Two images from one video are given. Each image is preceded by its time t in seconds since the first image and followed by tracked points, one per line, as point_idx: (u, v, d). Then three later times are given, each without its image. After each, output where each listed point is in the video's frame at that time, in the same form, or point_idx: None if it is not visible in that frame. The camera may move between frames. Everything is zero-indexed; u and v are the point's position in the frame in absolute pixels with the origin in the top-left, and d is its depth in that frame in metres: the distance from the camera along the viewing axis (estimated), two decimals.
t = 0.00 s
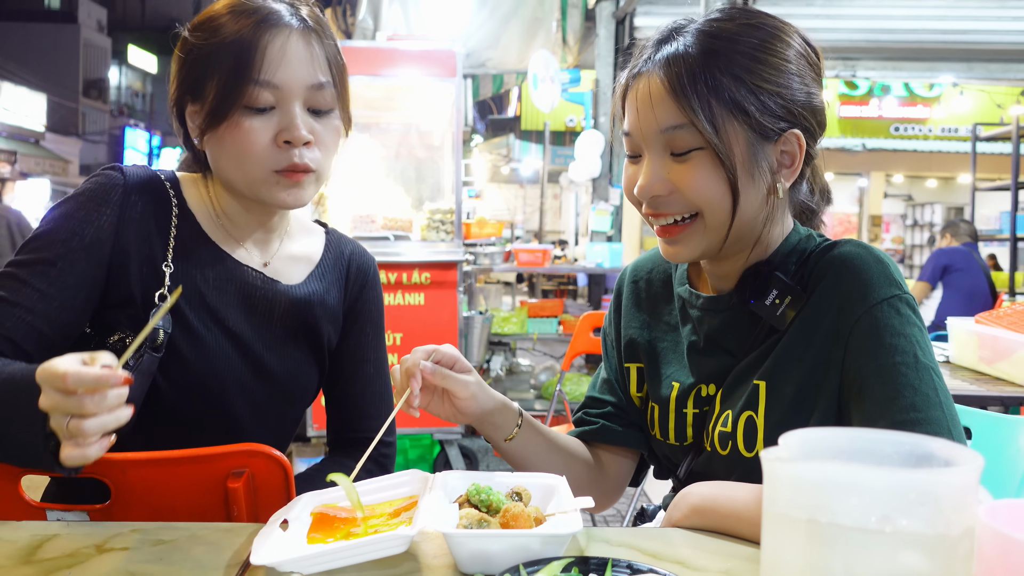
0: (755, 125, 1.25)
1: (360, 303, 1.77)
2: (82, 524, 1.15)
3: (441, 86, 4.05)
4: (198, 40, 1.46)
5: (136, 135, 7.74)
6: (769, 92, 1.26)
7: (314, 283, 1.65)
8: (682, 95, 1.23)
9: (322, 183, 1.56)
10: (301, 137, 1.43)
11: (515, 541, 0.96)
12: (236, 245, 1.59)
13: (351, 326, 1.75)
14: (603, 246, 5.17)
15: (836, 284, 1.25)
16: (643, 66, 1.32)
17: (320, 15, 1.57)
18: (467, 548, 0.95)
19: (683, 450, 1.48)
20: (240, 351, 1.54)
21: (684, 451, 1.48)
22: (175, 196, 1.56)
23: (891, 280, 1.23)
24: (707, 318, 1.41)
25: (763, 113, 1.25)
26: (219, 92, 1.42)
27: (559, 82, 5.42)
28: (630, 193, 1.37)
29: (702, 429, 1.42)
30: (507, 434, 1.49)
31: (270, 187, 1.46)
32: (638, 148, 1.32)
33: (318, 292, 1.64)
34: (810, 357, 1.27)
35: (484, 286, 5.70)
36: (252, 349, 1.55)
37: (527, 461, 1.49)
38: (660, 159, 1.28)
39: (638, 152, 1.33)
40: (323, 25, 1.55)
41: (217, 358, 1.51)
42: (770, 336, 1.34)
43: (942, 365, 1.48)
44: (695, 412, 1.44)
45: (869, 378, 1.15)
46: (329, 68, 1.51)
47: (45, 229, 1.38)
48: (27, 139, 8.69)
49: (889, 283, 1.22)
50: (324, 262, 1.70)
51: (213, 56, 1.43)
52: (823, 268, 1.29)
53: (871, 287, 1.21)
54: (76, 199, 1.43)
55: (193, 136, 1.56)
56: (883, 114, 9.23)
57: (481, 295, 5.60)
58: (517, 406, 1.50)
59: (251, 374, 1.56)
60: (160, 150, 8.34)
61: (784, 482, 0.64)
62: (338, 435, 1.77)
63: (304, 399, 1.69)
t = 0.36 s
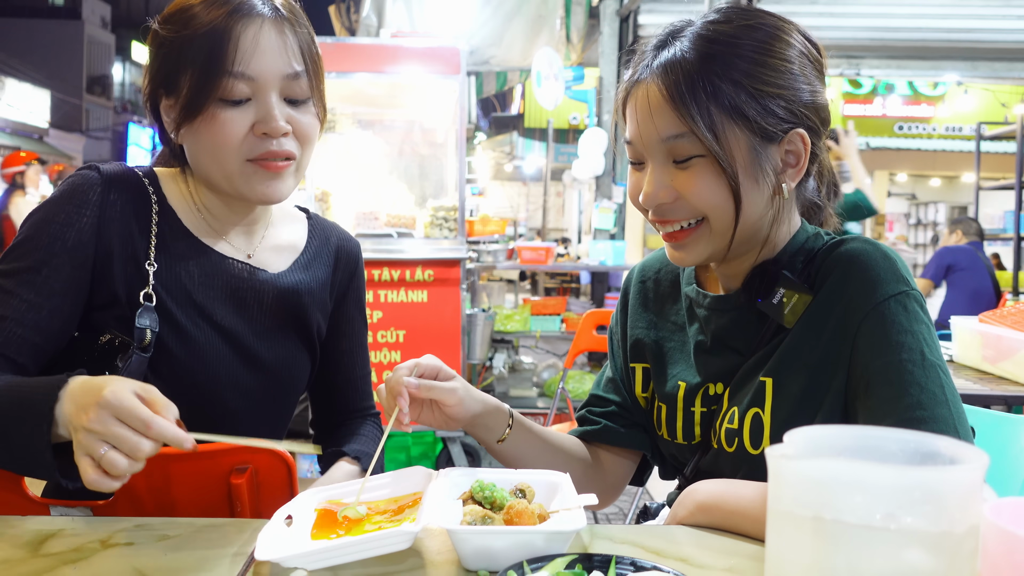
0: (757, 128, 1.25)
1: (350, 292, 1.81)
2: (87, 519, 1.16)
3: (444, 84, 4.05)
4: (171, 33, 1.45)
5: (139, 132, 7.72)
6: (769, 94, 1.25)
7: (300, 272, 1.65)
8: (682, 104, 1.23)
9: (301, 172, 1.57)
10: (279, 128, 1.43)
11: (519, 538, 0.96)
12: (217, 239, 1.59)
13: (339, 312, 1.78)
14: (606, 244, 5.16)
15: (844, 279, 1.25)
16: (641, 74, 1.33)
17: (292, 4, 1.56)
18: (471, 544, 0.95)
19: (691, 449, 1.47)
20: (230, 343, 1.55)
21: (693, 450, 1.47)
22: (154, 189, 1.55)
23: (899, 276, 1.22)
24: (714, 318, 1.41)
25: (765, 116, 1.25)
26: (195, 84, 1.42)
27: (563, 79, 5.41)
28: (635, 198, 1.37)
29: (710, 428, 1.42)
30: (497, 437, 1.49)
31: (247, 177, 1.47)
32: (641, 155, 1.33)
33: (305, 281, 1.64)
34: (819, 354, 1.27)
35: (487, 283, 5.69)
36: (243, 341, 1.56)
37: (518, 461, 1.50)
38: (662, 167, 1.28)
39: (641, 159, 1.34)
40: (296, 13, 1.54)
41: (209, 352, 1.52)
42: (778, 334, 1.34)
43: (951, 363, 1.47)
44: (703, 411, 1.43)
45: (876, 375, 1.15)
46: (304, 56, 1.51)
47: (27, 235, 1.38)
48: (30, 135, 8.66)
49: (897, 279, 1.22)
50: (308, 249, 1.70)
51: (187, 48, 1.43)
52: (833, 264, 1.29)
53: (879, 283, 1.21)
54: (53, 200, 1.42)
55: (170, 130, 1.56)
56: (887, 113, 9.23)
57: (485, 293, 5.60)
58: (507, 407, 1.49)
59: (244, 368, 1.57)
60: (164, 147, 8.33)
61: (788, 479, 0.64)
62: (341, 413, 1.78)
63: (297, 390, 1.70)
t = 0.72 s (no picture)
0: (766, 122, 1.25)
1: (344, 287, 1.76)
2: (87, 515, 1.16)
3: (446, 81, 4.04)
4: (170, 26, 1.46)
5: (140, 128, 7.71)
6: (780, 89, 1.25)
7: (294, 269, 1.64)
8: (695, 97, 1.23)
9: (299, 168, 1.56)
10: (278, 122, 1.43)
11: (519, 536, 0.96)
12: (216, 238, 1.59)
13: (337, 312, 1.74)
14: (607, 242, 5.17)
15: (852, 277, 1.25)
16: (651, 68, 1.33)
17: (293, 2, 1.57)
18: (471, 541, 0.95)
19: (696, 449, 1.48)
20: (218, 339, 1.55)
21: (697, 450, 1.48)
22: (151, 186, 1.56)
23: (907, 274, 1.22)
24: (720, 317, 1.41)
25: (776, 111, 1.25)
26: (193, 78, 1.42)
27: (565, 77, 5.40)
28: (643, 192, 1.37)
29: (715, 427, 1.42)
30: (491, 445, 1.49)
31: (247, 172, 1.46)
32: (650, 149, 1.33)
33: (297, 277, 1.63)
34: (825, 352, 1.26)
35: (487, 280, 5.70)
36: (231, 336, 1.55)
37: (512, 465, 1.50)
38: (672, 159, 1.28)
39: (650, 152, 1.34)
40: (296, 11, 1.55)
41: (197, 349, 1.52)
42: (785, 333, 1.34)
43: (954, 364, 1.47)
44: (707, 410, 1.44)
45: (882, 373, 1.15)
46: (304, 52, 1.51)
47: (23, 224, 1.38)
48: (31, 130, 8.65)
49: (905, 278, 1.22)
50: (306, 245, 1.70)
51: (186, 42, 1.43)
52: (840, 263, 1.29)
53: (887, 281, 1.21)
54: (49, 189, 1.43)
55: (168, 126, 1.56)
56: (888, 111, 9.23)
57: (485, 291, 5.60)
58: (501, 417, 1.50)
59: (230, 364, 1.57)
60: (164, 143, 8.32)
61: (789, 478, 0.64)
62: (324, 418, 1.71)
63: (292, 388, 1.69)
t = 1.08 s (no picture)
0: (767, 109, 1.25)
1: (353, 299, 1.78)
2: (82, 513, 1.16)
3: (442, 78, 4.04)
4: (185, 32, 1.46)
5: (137, 125, 7.68)
6: (782, 77, 1.26)
7: (308, 279, 1.64)
8: (699, 79, 1.24)
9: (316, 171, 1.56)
10: (299, 124, 1.42)
11: (514, 533, 0.96)
12: (228, 245, 1.60)
13: (345, 320, 1.76)
14: (604, 240, 5.17)
15: (855, 274, 1.26)
16: (657, 54, 1.34)
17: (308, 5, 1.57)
18: (468, 539, 0.95)
19: (697, 453, 1.47)
20: (233, 351, 1.55)
21: (697, 454, 1.47)
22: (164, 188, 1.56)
23: (910, 270, 1.22)
24: (718, 318, 1.40)
25: (779, 100, 1.26)
26: (212, 83, 1.42)
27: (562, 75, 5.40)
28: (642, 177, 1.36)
29: (715, 430, 1.42)
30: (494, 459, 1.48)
31: (268, 176, 1.45)
32: (652, 133, 1.33)
33: (310, 288, 1.63)
34: (827, 350, 1.27)
35: (484, 278, 5.69)
36: (245, 348, 1.55)
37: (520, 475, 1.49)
38: (672, 142, 1.28)
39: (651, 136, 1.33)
40: (312, 14, 1.55)
41: (210, 357, 1.52)
42: (784, 332, 1.34)
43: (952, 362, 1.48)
44: (707, 413, 1.43)
45: (883, 370, 1.16)
46: (320, 54, 1.51)
47: (33, 228, 1.37)
48: (28, 127, 8.63)
49: (907, 274, 1.22)
50: (319, 254, 1.70)
51: (204, 46, 1.43)
52: (842, 261, 1.29)
53: (889, 278, 1.21)
54: (63, 195, 1.42)
55: (184, 133, 1.56)
56: (885, 109, 9.25)
57: (482, 289, 5.60)
58: (502, 423, 1.49)
59: (242, 373, 1.57)
60: (161, 139, 8.31)
61: (783, 475, 0.64)
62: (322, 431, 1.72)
63: (297, 395, 1.69)
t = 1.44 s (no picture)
0: (779, 107, 1.26)
1: (358, 305, 1.78)
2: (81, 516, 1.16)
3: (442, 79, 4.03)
4: (200, 34, 1.47)
5: (137, 128, 7.68)
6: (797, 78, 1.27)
7: (313, 284, 1.64)
8: (715, 67, 1.24)
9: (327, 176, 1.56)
10: (312, 127, 1.43)
11: (514, 536, 0.96)
12: (238, 251, 1.60)
13: (348, 324, 1.76)
14: (603, 241, 5.17)
15: (850, 276, 1.26)
16: (672, 41, 1.33)
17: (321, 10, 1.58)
18: (468, 542, 0.96)
19: (691, 456, 1.47)
20: (238, 359, 1.55)
21: (692, 458, 1.46)
22: (174, 198, 1.55)
23: (904, 271, 1.23)
24: (712, 319, 1.40)
25: (790, 98, 1.26)
26: (226, 84, 1.42)
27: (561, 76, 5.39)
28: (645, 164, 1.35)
29: (710, 433, 1.41)
30: (499, 450, 1.47)
31: (279, 179, 1.45)
32: (659, 120, 1.32)
33: (316, 295, 1.63)
34: (822, 352, 1.27)
35: (484, 279, 5.70)
36: (251, 357, 1.55)
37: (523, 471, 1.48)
38: (681, 129, 1.27)
39: (658, 124, 1.33)
40: (326, 19, 1.56)
41: (215, 364, 1.52)
42: (777, 334, 1.34)
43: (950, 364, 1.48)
44: (701, 416, 1.42)
45: (880, 371, 1.16)
46: (333, 59, 1.52)
47: (38, 233, 1.36)
48: (28, 129, 8.66)
49: (902, 275, 1.22)
50: (325, 261, 1.70)
51: (218, 48, 1.44)
52: (837, 263, 1.30)
53: (884, 279, 1.22)
54: (70, 201, 1.43)
55: (195, 136, 1.56)
56: (885, 109, 9.25)
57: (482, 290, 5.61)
58: (515, 412, 1.48)
59: (245, 380, 1.57)
60: (161, 141, 8.33)
61: (782, 478, 0.64)
62: (320, 437, 1.72)
63: (299, 402, 1.68)
